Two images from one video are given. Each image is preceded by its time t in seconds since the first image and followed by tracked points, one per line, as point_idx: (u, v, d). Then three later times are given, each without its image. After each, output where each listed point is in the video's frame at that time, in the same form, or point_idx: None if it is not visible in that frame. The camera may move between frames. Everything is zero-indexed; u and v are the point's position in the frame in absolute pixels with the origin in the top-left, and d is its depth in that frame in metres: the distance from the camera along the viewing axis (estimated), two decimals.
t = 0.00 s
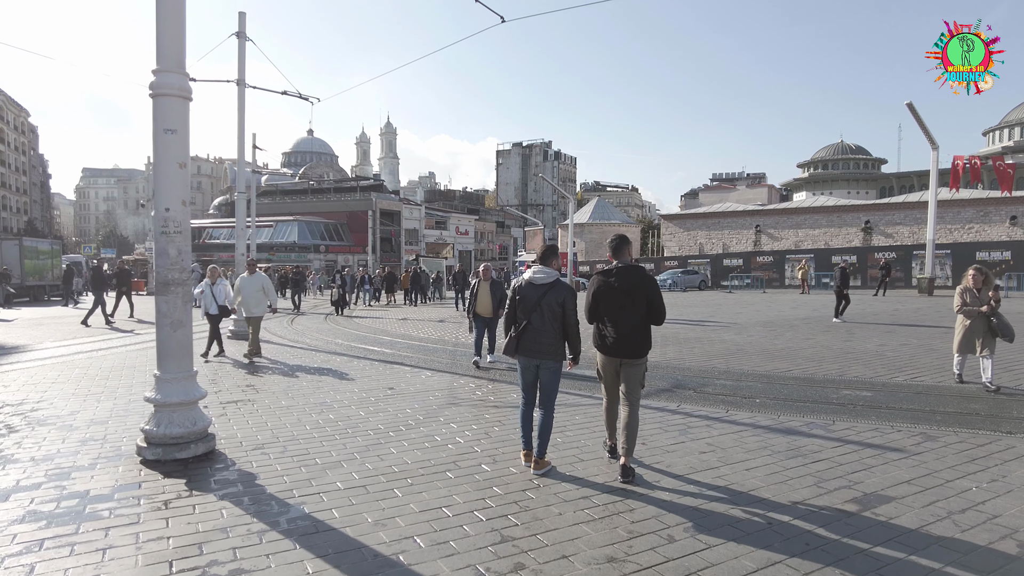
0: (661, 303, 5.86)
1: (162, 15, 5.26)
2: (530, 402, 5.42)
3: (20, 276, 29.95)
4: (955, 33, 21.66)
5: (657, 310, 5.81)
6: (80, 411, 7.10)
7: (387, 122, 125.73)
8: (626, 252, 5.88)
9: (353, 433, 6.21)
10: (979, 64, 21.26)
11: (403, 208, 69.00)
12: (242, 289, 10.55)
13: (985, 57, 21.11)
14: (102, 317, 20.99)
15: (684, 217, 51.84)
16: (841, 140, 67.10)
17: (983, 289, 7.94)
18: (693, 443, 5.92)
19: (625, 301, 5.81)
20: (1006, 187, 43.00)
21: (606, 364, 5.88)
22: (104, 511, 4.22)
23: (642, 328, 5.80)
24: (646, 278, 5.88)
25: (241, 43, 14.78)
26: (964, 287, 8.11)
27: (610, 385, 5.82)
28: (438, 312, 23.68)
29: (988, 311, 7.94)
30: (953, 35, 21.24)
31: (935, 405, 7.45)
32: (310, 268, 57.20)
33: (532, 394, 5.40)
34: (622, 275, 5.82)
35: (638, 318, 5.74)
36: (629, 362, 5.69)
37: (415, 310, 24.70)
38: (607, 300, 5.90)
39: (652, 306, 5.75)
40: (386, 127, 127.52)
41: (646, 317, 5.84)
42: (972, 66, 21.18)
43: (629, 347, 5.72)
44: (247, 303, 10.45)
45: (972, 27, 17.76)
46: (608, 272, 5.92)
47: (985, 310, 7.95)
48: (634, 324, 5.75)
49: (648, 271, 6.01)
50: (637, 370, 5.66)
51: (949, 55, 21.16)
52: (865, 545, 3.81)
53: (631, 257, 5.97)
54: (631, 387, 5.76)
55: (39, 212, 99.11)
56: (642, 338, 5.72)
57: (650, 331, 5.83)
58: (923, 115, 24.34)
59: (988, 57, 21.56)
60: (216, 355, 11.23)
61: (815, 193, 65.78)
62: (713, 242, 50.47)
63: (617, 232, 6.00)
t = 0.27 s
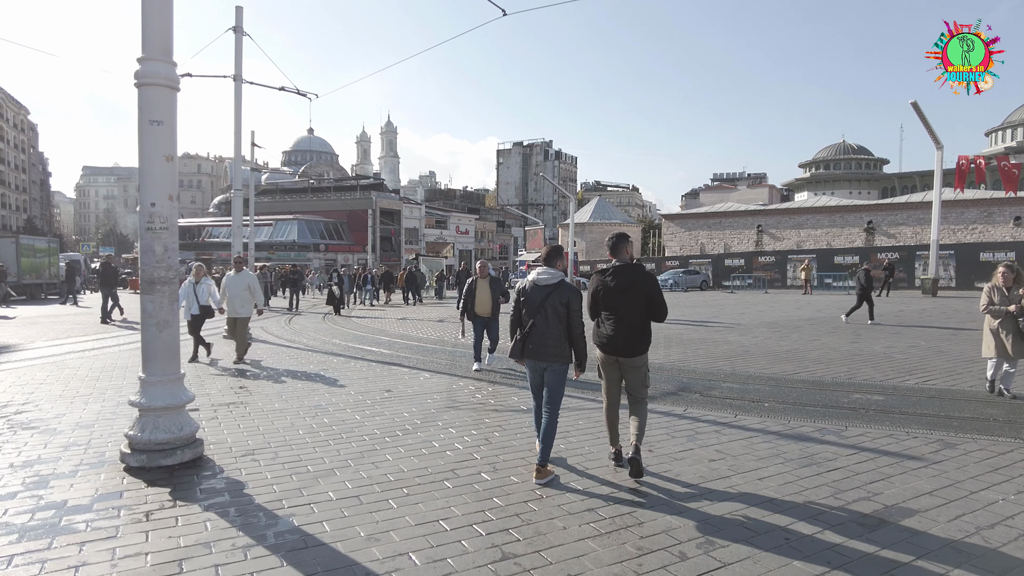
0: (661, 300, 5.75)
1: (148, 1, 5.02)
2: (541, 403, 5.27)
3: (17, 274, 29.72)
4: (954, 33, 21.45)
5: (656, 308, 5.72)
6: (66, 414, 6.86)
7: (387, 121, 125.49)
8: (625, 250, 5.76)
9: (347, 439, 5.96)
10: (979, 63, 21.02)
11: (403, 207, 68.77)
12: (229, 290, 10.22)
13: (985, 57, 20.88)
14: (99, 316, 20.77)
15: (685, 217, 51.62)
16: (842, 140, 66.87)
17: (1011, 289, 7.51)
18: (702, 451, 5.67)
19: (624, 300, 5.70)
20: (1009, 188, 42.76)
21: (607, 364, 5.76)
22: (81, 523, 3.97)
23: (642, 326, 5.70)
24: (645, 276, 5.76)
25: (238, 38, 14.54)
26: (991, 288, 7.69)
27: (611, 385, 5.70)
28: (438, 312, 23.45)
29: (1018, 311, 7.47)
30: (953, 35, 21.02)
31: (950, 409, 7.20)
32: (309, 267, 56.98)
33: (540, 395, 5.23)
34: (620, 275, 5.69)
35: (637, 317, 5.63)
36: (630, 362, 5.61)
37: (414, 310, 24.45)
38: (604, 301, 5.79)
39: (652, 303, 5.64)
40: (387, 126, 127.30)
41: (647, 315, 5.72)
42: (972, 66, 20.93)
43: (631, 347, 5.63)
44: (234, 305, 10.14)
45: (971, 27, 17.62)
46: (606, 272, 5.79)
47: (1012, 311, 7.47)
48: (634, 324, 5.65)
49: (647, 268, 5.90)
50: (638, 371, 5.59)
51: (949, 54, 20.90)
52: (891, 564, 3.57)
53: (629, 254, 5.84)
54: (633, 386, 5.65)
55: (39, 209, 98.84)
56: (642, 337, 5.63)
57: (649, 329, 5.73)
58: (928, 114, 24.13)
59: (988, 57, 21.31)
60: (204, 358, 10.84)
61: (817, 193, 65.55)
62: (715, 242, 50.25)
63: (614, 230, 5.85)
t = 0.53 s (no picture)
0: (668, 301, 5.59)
1: None
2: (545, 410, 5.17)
3: (14, 273, 29.49)
4: (955, 33, 21.21)
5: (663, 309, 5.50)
6: (52, 419, 6.63)
7: (388, 120, 125.18)
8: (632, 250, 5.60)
9: (342, 447, 5.73)
10: (979, 64, 20.80)
11: (403, 207, 68.52)
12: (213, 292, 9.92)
13: (986, 57, 20.63)
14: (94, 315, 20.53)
15: (686, 217, 51.41)
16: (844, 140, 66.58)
17: None
18: (710, 461, 5.46)
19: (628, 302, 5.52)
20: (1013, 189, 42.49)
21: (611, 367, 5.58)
22: (55, 541, 3.74)
23: (647, 329, 5.51)
24: (651, 276, 5.57)
25: (235, 33, 14.30)
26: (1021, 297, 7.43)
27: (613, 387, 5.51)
28: (437, 312, 23.21)
29: None
30: (953, 36, 20.78)
31: (965, 417, 6.96)
32: (309, 266, 56.76)
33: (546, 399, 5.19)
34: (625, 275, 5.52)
35: (642, 318, 5.46)
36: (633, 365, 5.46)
37: (413, 311, 24.20)
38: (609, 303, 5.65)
39: (656, 304, 5.41)
40: (387, 126, 127.00)
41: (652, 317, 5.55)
42: (972, 66, 20.70)
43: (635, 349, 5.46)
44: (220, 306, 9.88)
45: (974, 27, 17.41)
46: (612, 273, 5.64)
47: None
48: (637, 327, 5.49)
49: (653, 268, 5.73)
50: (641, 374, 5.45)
51: (947, 54, 20.63)
52: None
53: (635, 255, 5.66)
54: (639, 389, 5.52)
55: (38, 208, 98.58)
56: (646, 340, 5.47)
57: (655, 330, 5.55)
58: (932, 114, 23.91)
59: (988, 57, 21.07)
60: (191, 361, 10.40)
61: (818, 194, 65.30)
62: (716, 243, 50.04)
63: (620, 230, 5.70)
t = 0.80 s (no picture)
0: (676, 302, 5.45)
1: None
2: (547, 412, 5.05)
3: (10, 272, 29.26)
4: (955, 34, 21.01)
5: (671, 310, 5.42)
6: (35, 423, 6.40)
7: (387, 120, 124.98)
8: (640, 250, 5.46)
9: (335, 453, 5.51)
10: (979, 64, 20.59)
11: (402, 207, 68.28)
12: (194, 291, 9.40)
13: (985, 57, 20.44)
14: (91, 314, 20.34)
15: (686, 217, 51.23)
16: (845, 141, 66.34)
17: None
18: (719, 469, 5.24)
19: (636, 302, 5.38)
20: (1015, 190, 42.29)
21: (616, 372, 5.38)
22: (26, 559, 3.49)
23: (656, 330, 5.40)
24: (660, 276, 5.45)
25: (231, 28, 14.05)
26: None
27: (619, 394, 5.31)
28: (437, 313, 22.99)
29: None
30: (954, 36, 20.58)
31: (980, 421, 6.74)
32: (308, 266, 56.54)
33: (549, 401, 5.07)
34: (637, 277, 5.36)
35: (650, 320, 5.35)
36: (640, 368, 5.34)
37: (412, 311, 23.99)
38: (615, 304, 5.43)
39: (668, 304, 5.33)
40: (386, 126, 126.78)
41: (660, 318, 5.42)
42: (972, 66, 20.49)
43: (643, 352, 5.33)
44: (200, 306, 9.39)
45: (975, 28, 17.46)
46: (621, 272, 5.42)
47: None
48: (646, 329, 5.36)
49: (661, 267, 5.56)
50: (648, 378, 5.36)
51: (948, 54, 20.42)
52: None
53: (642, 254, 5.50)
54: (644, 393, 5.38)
55: (37, 207, 98.37)
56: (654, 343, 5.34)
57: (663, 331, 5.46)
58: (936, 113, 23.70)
59: (988, 57, 20.86)
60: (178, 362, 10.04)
61: (819, 194, 65.09)
62: (716, 243, 49.86)
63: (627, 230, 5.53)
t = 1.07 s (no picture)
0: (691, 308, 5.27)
1: None
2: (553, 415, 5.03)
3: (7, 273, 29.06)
4: (955, 33, 20.74)
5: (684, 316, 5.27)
6: (17, 429, 6.16)
7: (388, 120, 124.76)
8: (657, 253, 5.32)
9: (329, 462, 5.28)
10: (980, 64, 20.32)
11: (403, 207, 68.04)
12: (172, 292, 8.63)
13: (985, 57, 20.17)
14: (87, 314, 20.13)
15: (688, 218, 51.00)
16: (847, 141, 65.99)
17: None
18: (729, 480, 5.00)
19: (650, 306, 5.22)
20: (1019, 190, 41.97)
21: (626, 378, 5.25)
22: None
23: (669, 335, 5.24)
24: (676, 281, 5.27)
25: (227, 25, 13.83)
26: None
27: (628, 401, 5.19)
28: (437, 313, 22.74)
29: None
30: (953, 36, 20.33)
31: (999, 429, 6.49)
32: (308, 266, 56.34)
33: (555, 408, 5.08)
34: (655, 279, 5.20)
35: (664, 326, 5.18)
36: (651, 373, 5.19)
37: (412, 311, 23.77)
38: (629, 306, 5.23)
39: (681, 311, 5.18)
40: (387, 126, 126.54)
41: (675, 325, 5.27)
42: (973, 66, 20.22)
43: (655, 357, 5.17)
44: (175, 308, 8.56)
45: (976, 26, 17.30)
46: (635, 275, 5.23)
47: None
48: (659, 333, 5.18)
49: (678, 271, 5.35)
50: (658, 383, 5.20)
51: (948, 54, 20.15)
52: None
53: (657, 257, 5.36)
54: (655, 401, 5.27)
55: (37, 206, 98.23)
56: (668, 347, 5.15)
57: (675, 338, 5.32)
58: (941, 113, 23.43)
59: (988, 57, 20.60)
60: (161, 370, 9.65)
61: (821, 195, 64.78)
62: (718, 243, 49.61)
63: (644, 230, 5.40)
